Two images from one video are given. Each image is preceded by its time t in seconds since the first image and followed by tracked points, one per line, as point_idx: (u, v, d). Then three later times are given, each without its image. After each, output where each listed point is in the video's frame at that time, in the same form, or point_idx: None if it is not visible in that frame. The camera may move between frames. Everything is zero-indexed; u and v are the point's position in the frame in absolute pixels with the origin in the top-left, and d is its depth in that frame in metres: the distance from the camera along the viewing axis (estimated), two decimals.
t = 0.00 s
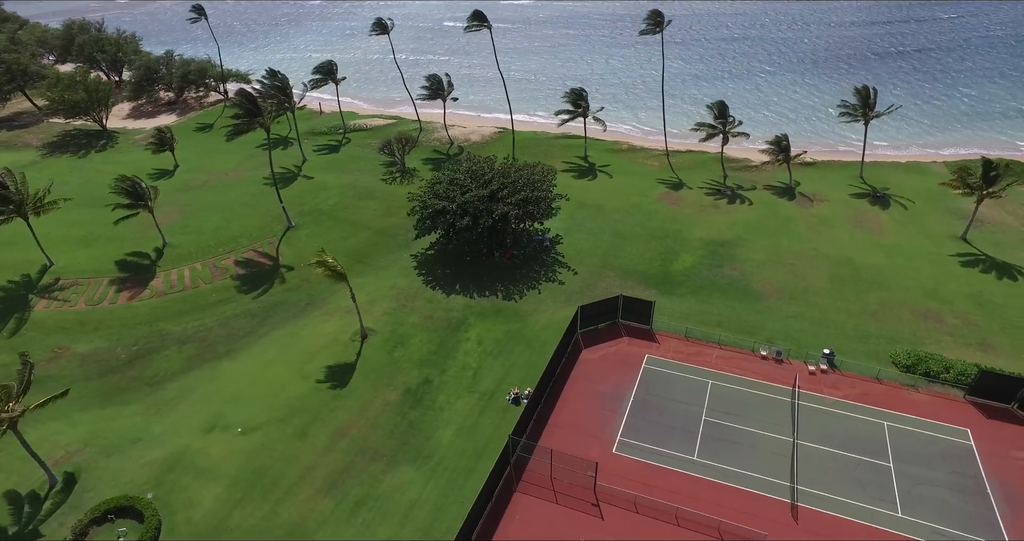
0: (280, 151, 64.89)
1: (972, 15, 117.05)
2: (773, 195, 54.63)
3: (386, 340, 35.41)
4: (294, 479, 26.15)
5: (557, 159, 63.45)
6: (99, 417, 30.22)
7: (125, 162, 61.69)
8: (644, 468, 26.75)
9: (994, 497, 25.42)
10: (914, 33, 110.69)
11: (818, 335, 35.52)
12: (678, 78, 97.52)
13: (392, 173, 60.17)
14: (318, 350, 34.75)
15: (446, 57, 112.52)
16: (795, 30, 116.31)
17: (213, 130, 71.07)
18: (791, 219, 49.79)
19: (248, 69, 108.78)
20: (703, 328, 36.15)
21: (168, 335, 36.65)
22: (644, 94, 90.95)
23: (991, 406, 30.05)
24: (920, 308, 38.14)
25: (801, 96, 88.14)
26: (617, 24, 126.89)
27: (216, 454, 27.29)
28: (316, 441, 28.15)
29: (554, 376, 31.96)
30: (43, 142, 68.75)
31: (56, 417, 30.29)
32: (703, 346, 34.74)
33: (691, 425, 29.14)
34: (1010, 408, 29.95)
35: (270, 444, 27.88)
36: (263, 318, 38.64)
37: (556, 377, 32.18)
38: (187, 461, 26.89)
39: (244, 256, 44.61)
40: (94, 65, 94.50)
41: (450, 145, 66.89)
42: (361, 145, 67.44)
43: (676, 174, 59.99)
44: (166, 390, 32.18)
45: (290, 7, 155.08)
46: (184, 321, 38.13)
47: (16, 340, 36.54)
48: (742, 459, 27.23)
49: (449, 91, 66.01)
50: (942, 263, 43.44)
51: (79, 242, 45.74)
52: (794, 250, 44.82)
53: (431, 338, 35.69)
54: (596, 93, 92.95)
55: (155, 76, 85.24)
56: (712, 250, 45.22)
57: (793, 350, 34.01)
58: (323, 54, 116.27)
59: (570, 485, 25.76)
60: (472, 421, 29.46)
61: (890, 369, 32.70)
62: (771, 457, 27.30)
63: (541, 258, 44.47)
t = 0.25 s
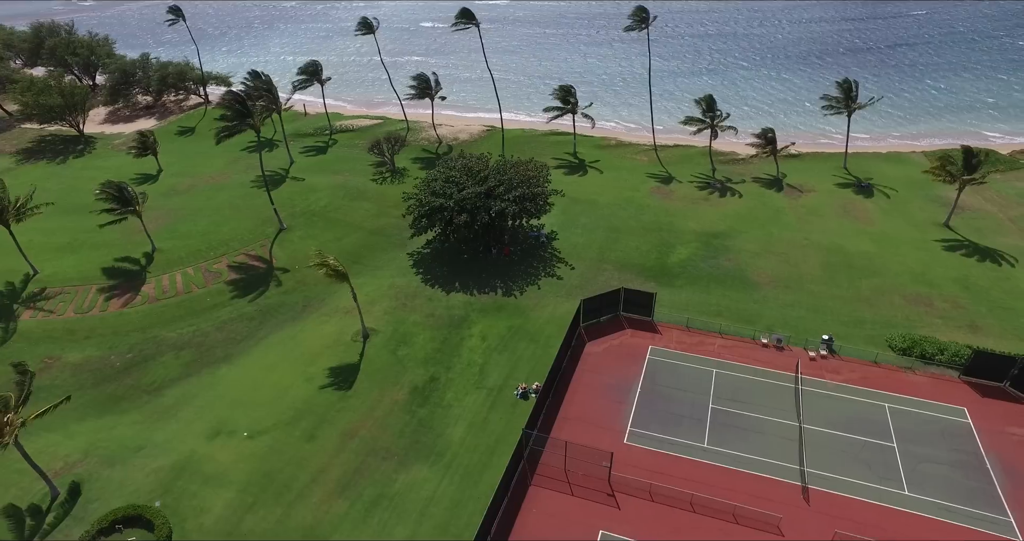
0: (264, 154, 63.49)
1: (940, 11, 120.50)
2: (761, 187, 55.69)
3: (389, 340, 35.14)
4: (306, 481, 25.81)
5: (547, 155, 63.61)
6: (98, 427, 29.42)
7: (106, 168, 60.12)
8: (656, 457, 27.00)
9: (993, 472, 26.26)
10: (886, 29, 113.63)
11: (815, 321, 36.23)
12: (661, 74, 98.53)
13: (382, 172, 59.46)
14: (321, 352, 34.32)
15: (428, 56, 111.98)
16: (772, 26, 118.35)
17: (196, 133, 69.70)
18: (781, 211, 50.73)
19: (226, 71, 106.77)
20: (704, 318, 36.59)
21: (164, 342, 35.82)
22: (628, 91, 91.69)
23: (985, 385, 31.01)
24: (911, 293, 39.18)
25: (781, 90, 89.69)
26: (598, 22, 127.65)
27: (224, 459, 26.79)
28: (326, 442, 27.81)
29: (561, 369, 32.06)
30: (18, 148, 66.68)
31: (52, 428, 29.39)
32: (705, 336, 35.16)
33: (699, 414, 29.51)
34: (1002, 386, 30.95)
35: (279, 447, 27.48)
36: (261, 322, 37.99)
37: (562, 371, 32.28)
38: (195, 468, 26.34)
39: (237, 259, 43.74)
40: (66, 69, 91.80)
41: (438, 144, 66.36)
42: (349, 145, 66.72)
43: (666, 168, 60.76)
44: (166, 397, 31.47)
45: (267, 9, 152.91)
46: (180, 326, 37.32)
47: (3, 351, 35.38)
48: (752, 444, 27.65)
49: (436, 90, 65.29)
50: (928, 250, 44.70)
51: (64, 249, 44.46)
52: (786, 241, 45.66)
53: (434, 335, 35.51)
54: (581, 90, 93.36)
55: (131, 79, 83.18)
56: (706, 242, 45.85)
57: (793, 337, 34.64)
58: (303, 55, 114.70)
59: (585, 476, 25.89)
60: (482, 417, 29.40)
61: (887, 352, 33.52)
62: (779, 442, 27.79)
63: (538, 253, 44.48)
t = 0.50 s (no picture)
0: (248, 156, 62.22)
1: (906, 7, 124.24)
2: (747, 179, 56.77)
3: (391, 339, 34.86)
4: (319, 483, 25.49)
5: (535, 153, 63.79)
6: (96, 438, 28.60)
7: (84, 174, 58.41)
8: (667, 444, 27.31)
9: (990, 446, 27.19)
10: (857, 24, 116.70)
11: (810, 308, 37.06)
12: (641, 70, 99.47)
13: (370, 173, 58.68)
14: (322, 353, 33.87)
15: (409, 56, 111.27)
16: (746, 23, 120.46)
17: (176, 137, 68.20)
18: (768, 203, 51.79)
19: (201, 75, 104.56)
20: (703, 308, 37.09)
21: (158, 349, 34.95)
22: (611, 88, 92.43)
23: (975, 364, 32.08)
24: (898, 278, 40.32)
25: (760, 84, 91.39)
26: (577, 20, 128.38)
27: (231, 465, 26.29)
28: (335, 443, 27.49)
29: (566, 363, 32.20)
30: None
31: (48, 441, 28.49)
32: (704, 325, 35.67)
33: (705, 401, 29.93)
34: (992, 364, 32.08)
35: (288, 451, 27.06)
36: (258, 326, 37.31)
37: (568, 364, 32.42)
38: (202, 475, 25.81)
39: (229, 263, 42.83)
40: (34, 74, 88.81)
41: (426, 143, 65.80)
42: (335, 145, 65.93)
43: (653, 163, 61.51)
44: (165, 405, 30.73)
45: (240, 10, 150.36)
46: (173, 333, 36.45)
47: None
48: (758, 429, 28.16)
49: (422, 89, 64.69)
50: (912, 236, 46.05)
51: (46, 258, 43.07)
52: (775, 232, 46.59)
53: (436, 333, 35.35)
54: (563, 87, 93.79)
55: (104, 83, 80.85)
56: (698, 235, 46.52)
57: (790, 324, 35.31)
58: (280, 56, 112.95)
59: (599, 467, 26.07)
60: (491, 412, 29.38)
61: (881, 335, 34.43)
62: (784, 426, 28.34)
63: (534, 249, 44.60)
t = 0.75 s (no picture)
0: (231, 163, 60.79)
1: (872, 8, 128.29)
2: (732, 176, 57.84)
3: (392, 342, 34.55)
4: (330, 490, 25.13)
5: (523, 154, 63.96)
6: (93, 454, 27.73)
7: (60, 185, 56.65)
8: (676, 437, 27.61)
9: (984, 426, 28.17)
10: (827, 25, 120.03)
11: (803, 300, 37.89)
12: (621, 71, 100.62)
13: (357, 178, 57.74)
14: (323, 359, 33.41)
15: (389, 61, 110.65)
16: (720, 24, 122.85)
17: (155, 146, 66.66)
18: (754, 199, 52.87)
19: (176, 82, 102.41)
20: (700, 303, 37.59)
21: (152, 361, 34.03)
22: (592, 89, 93.30)
23: (964, 348, 33.17)
24: (884, 268, 41.50)
25: (737, 83, 93.18)
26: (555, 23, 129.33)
27: (238, 476, 25.76)
28: (344, 449, 27.13)
29: (571, 361, 32.33)
30: None
31: (42, 460, 27.53)
32: (703, 319, 36.19)
33: (709, 393, 30.37)
34: (980, 347, 33.18)
35: (295, 459, 26.61)
36: (254, 334, 36.60)
37: (572, 362, 32.56)
38: (209, 488, 25.24)
39: (219, 271, 41.94)
40: None
41: (412, 146, 65.27)
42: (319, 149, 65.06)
43: (639, 162, 62.25)
44: (163, 417, 29.95)
45: (213, 17, 147.87)
46: (166, 344, 35.54)
47: None
48: (763, 418, 28.68)
49: (408, 93, 64.09)
50: (893, 228, 47.46)
51: (27, 272, 41.66)
52: (763, 227, 47.54)
53: (438, 335, 35.16)
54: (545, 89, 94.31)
55: (76, 91, 78.57)
56: (689, 231, 47.21)
57: (786, 315, 36.01)
58: (257, 62, 111.29)
59: (611, 462, 26.22)
60: (499, 412, 29.33)
61: (873, 323, 35.35)
62: (789, 414, 28.90)
63: (530, 250, 44.70)
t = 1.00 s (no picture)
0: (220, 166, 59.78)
1: (849, 6, 130.92)
2: (723, 171, 58.57)
3: (396, 342, 34.31)
4: (343, 492, 24.88)
5: (515, 152, 64.00)
6: (94, 463, 27.08)
7: (42, 190, 55.18)
8: (686, 428, 27.87)
9: (981, 409, 28.91)
10: (806, 22, 122.27)
11: (800, 290, 38.51)
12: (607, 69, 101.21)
13: (348, 178, 57.06)
14: (326, 361, 33.05)
15: (373, 61, 109.94)
16: (702, 22, 124.28)
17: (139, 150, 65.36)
18: (746, 193, 53.59)
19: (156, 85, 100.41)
20: (700, 295, 37.98)
21: (150, 367, 33.35)
22: (580, 88, 93.76)
23: (958, 333, 33.97)
24: (876, 258, 42.39)
25: (722, 80, 94.34)
26: (539, 22, 129.69)
27: (249, 481, 25.38)
28: (354, 449, 26.88)
29: (577, 355, 32.43)
30: None
31: (42, 470, 26.80)
32: (704, 312, 36.59)
33: (715, 384, 30.73)
34: (973, 332, 34.02)
35: (306, 461, 26.29)
36: (253, 337, 36.08)
37: (578, 357, 32.65)
38: (219, 493, 24.83)
39: (214, 275, 41.27)
40: None
41: (403, 146, 64.62)
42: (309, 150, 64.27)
43: (631, 158, 62.71)
44: (166, 424, 29.37)
45: (191, 18, 145.48)
46: (164, 350, 34.85)
47: None
48: (769, 407, 29.10)
49: (399, 93, 63.22)
50: (882, 219, 48.52)
51: (14, 279, 40.52)
52: (757, 220, 48.23)
53: (441, 334, 35.00)
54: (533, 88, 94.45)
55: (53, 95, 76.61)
56: (685, 226, 47.69)
57: (785, 306, 36.56)
58: (239, 64, 109.72)
59: (624, 454, 26.38)
60: (508, 408, 29.32)
61: (870, 311, 36.05)
62: (794, 402, 29.37)
63: (528, 246, 44.73)
